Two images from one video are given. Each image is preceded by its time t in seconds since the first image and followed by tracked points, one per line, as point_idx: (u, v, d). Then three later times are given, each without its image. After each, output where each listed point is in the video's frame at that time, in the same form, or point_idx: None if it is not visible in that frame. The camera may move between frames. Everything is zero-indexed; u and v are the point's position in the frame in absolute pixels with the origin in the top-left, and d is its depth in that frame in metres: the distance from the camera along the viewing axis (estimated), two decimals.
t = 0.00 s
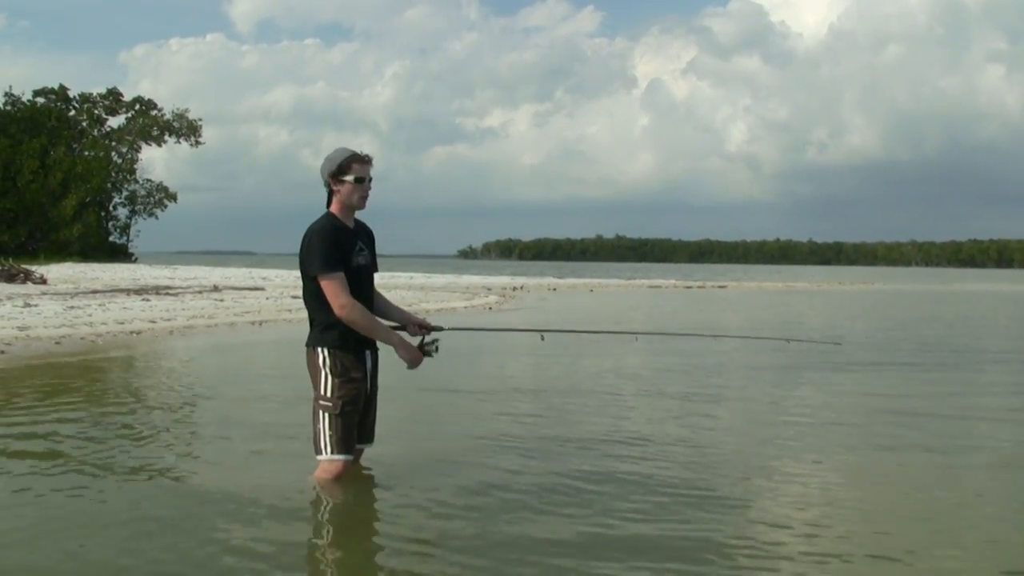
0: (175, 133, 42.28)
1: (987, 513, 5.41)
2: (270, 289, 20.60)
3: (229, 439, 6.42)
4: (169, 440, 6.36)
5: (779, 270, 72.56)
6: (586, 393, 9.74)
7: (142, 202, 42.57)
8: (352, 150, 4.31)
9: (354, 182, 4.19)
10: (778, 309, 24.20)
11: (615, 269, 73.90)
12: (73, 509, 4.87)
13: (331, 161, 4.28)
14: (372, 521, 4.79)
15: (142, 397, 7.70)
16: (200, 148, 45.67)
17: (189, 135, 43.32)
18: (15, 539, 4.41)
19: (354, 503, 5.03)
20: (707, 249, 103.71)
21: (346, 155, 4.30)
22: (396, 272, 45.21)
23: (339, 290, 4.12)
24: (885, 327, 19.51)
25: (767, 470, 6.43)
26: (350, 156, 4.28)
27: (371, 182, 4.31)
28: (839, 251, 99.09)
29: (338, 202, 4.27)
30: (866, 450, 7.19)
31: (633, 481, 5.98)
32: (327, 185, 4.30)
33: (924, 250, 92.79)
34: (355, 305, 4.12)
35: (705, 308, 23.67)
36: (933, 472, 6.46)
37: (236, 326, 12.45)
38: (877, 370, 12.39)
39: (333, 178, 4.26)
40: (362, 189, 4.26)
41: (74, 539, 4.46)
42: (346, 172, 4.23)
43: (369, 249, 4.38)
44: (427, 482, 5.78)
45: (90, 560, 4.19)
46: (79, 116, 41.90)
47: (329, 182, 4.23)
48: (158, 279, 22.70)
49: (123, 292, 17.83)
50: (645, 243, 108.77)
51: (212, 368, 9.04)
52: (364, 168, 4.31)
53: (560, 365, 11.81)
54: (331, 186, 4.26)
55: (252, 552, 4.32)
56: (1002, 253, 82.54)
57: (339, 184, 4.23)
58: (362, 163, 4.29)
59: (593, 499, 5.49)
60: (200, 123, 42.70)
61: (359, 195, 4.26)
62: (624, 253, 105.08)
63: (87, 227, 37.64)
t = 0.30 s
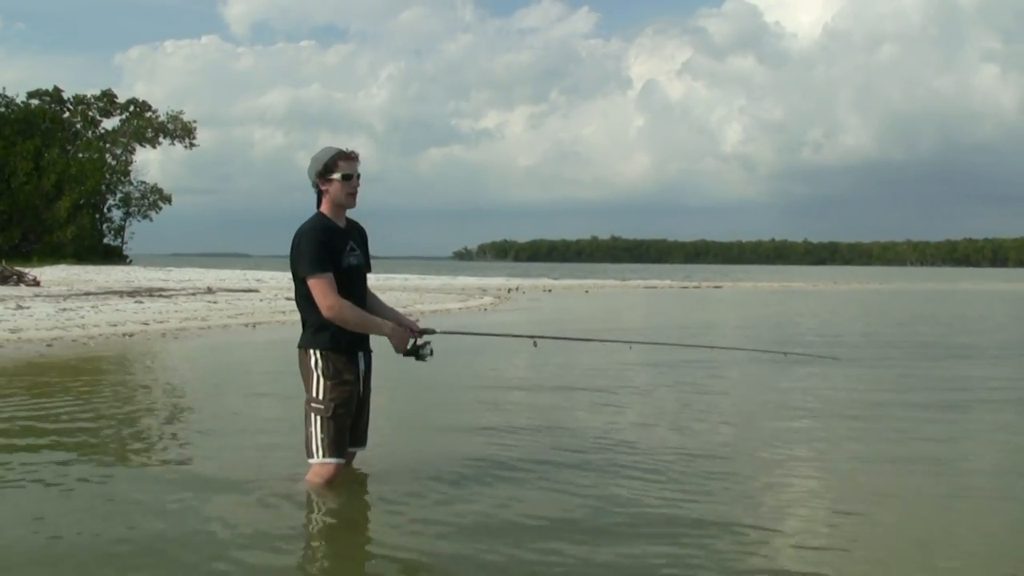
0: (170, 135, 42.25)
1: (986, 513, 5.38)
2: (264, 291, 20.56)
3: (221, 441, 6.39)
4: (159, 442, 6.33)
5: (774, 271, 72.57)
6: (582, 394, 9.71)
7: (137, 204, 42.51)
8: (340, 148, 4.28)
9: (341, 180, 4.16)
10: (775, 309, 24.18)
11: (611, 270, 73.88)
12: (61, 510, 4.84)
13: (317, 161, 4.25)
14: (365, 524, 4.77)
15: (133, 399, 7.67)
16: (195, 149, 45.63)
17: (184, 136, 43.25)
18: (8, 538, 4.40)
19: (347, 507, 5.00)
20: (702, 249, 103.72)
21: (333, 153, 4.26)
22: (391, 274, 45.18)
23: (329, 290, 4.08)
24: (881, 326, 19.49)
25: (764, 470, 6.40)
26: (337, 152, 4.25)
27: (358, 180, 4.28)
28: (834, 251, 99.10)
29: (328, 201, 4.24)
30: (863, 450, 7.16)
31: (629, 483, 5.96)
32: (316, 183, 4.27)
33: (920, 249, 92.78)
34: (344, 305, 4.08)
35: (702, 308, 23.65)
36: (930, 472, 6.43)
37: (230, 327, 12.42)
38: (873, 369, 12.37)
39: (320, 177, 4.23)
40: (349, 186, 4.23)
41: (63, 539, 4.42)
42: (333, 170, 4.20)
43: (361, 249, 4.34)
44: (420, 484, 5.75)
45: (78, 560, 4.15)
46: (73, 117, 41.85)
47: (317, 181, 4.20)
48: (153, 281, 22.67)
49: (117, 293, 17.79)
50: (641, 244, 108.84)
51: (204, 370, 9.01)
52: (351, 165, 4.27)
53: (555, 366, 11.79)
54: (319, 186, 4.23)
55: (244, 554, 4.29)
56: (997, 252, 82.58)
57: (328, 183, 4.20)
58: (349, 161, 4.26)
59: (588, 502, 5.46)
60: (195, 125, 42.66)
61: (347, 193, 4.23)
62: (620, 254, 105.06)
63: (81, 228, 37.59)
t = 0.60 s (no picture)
0: (165, 135, 42.23)
1: (985, 515, 5.34)
2: (259, 292, 20.52)
3: (212, 442, 6.35)
4: (151, 444, 6.29)
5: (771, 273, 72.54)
6: (578, 395, 9.66)
7: (132, 204, 42.47)
8: (322, 148, 4.22)
9: (325, 182, 4.10)
10: (771, 311, 24.17)
11: (607, 272, 73.84)
12: (47, 512, 4.80)
13: (301, 162, 4.18)
14: (355, 528, 4.72)
15: (124, 401, 7.63)
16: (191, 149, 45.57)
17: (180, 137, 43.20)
18: None
19: (339, 510, 4.95)
20: (699, 251, 103.67)
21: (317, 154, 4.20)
22: (388, 275, 45.14)
23: (316, 296, 4.02)
24: (878, 328, 19.45)
25: (761, 472, 6.35)
26: (320, 154, 4.19)
27: (345, 179, 4.21)
28: (831, 253, 99.05)
29: (313, 204, 4.18)
30: (861, 452, 7.11)
31: (625, 485, 5.91)
32: (301, 186, 4.21)
33: (916, 252, 92.80)
34: (333, 310, 4.01)
35: (698, 310, 23.64)
36: (929, 475, 6.37)
37: (223, 329, 12.38)
38: (871, 371, 12.32)
39: (305, 179, 4.16)
40: (335, 187, 4.16)
41: (48, 541, 4.38)
42: (316, 172, 4.14)
43: (349, 249, 4.28)
44: (414, 486, 5.70)
45: (64, 563, 4.10)
46: (68, 117, 41.80)
47: (301, 184, 4.14)
48: (148, 281, 22.63)
49: (111, 295, 17.74)
50: (638, 246, 108.88)
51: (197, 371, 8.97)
52: (335, 167, 4.21)
53: (550, 367, 11.75)
54: (304, 187, 4.17)
55: (235, 556, 4.24)
56: (994, 254, 82.62)
57: (312, 185, 4.14)
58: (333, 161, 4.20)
59: (585, 503, 5.42)
60: (191, 126, 42.63)
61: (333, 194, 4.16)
62: (616, 256, 105.01)
63: (76, 228, 37.53)
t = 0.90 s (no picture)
0: (166, 135, 42.21)
1: (992, 518, 5.26)
2: (259, 293, 20.46)
3: (206, 444, 6.29)
4: (144, 446, 6.23)
5: (773, 273, 72.47)
6: (578, 396, 9.59)
7: (133, 204, 42.45)
8: (316, 147, 4.13)
9: (317, 183, 4.02)
10: (773, 311, 24.11)
11: (609, 271, 73.82)
12: (35, 516, 4.73)
13: (293, 161, 4.09)
14: (350, 532, 4.64)
15: (119, 402, 7.58)
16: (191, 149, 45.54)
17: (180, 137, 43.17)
18: None
19: (333, 513, 4.86)
20: (701, 251, 103.62)
21: (310, 152, 4.11)
22: (390, 275, 45.07)
23: (303, 298, 3.93)
24: (881, 328, 19.37)
25: (763, 474, 6.27)
26: (312, 153, 4.10)
27: (338, 179, 4.12)
28: (834, 253, 98.95)
29: (305, 204, 4.09)
30: (864, 454, 7.04)
31: (625, 486, 5.84)
32: (293, 186, 4.12)
33: (918, 251, 92.74)
34: (320, 314, 3.93)
35: (700, 310, 23.58)
36: (934, 477, 6.29)
37: (222, 329, 12.32)
38: (874, 372, 12.24)
39: (297, 178, 4.08)
40: (328, 187, 4.08)
41: (36, 546, 4.32)
42: (308, 172, 4.06)
43: (342, 250, 4.19)
44: (411, 489, 5.63)
45: (52, 569, 4.03)
46: (69, 117, 41.79)
47: (293, 184, 4.06)
48: (148, 282, 22.59)
49: (110, 295, 17.69)
50: (639, 246, 108.85)
51: (194, 371, 8.92)
52: (329, 166, 4.12)
53: (551, 368, 11.69)
54: (296, 187, 4.08)
55: (226, 560, 4.18)
56: (996, 254, 82.57)
57: (304, 186, 4.06)
58: (327, 160, 4.11)
59: (583, 506, 5.34)
60: (191, 125, 42.60)
61: (325, 193, 4.07)
62: (618, 255, 104.93)
63: (76, 228, 37.50)
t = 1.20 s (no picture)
0: (172, 135, 42.25)
1: (999, 515, 5.21)
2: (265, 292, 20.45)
3: (206, 445, 6.27)
4: (143, 447, 6.22)
5: (781, 270, 72.41)
6: (583, 395, 9.56)
7: (139, 204, 42.48)
8: (318, 143, 4.12)
9: (321, 179, 4.01)
10: (779, 308, 24.08)
11: (617, 269, 73.82)
12: (31, 518, 4.71)
13: (296, 156, 4.07)
14: (349, 533, 4.60)
15: (120, 403, 7.57)
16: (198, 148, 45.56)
17: (187, 137, 43.20)
18: None
19: (332, 515, 4.82)
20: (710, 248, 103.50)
21: (313, 148, 4.09)
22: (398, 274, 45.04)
23: (303, 298, 3.90)
24: (889, 325, 19.31)
25: (767, 472, 6.23)
26: (315, 149, 4.09)
27: (340, 177, 4.10)
28: (843, 251, 98.80)
29: (306, 201, 4.08)
30: (866, 450, 7.02)
31: (628, 485, 5.80)
32: (293, 182, 4.11)
33: (927, 247, 92.56)
34: (320, 314, 3.90)
35: (706, 308, 23.57)
36: (940, 474, 6.24)
37: (225, 329, 12.32)
38: (882, 369, 12.18)
39: (300, 174, 4.06)
40: (330, 184, 4.06)
41: (31, 547, 4.29)
42: (312, 168, 4.04)
43: (341, 249, 4.17)
44: (412, 488, 5.59)
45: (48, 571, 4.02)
46: (75, 118, 41.84)
47: (295, 180, 4.04)
48: (153, 282, 22.61)
49: (115, 295, 17.70)
50: (648, 243, 108.84)
51: (196, 372, 8.91)
52: (332, 163, 4.11)
53: (555, 366, 11.68)
54: (298, 183, 4.06)
55: (223, 562, 4.14)
56: (1005, 250, 82.42)
57: (307, 181, 4.04)
58: (330, 157, 4.09)
59: (585, 504, 5.30)
60: (197, 125, 42.64)
61: (328, 191, 4.05)
62: (627, 252, 104.90)
63: (82, 229, 37.52)
